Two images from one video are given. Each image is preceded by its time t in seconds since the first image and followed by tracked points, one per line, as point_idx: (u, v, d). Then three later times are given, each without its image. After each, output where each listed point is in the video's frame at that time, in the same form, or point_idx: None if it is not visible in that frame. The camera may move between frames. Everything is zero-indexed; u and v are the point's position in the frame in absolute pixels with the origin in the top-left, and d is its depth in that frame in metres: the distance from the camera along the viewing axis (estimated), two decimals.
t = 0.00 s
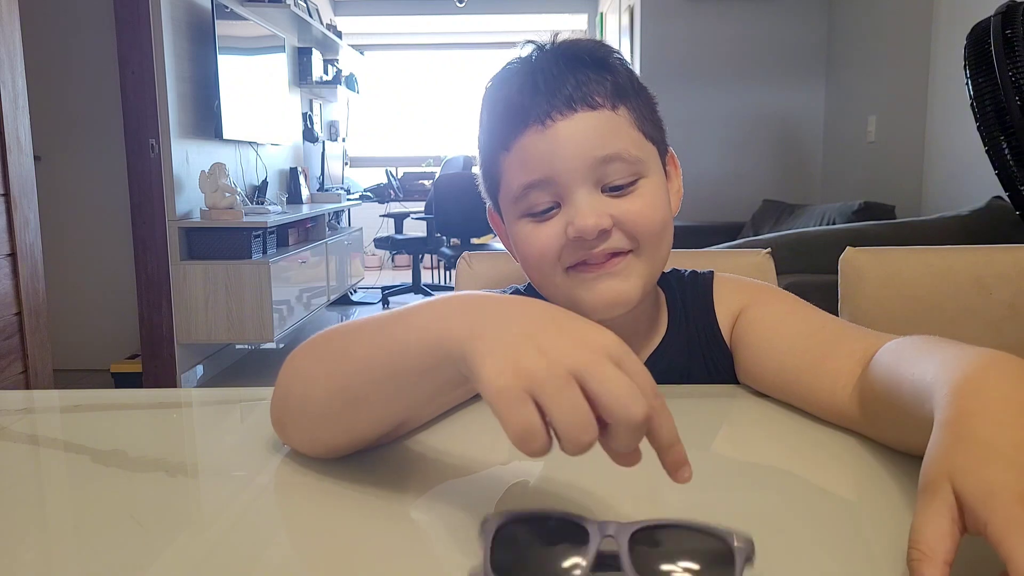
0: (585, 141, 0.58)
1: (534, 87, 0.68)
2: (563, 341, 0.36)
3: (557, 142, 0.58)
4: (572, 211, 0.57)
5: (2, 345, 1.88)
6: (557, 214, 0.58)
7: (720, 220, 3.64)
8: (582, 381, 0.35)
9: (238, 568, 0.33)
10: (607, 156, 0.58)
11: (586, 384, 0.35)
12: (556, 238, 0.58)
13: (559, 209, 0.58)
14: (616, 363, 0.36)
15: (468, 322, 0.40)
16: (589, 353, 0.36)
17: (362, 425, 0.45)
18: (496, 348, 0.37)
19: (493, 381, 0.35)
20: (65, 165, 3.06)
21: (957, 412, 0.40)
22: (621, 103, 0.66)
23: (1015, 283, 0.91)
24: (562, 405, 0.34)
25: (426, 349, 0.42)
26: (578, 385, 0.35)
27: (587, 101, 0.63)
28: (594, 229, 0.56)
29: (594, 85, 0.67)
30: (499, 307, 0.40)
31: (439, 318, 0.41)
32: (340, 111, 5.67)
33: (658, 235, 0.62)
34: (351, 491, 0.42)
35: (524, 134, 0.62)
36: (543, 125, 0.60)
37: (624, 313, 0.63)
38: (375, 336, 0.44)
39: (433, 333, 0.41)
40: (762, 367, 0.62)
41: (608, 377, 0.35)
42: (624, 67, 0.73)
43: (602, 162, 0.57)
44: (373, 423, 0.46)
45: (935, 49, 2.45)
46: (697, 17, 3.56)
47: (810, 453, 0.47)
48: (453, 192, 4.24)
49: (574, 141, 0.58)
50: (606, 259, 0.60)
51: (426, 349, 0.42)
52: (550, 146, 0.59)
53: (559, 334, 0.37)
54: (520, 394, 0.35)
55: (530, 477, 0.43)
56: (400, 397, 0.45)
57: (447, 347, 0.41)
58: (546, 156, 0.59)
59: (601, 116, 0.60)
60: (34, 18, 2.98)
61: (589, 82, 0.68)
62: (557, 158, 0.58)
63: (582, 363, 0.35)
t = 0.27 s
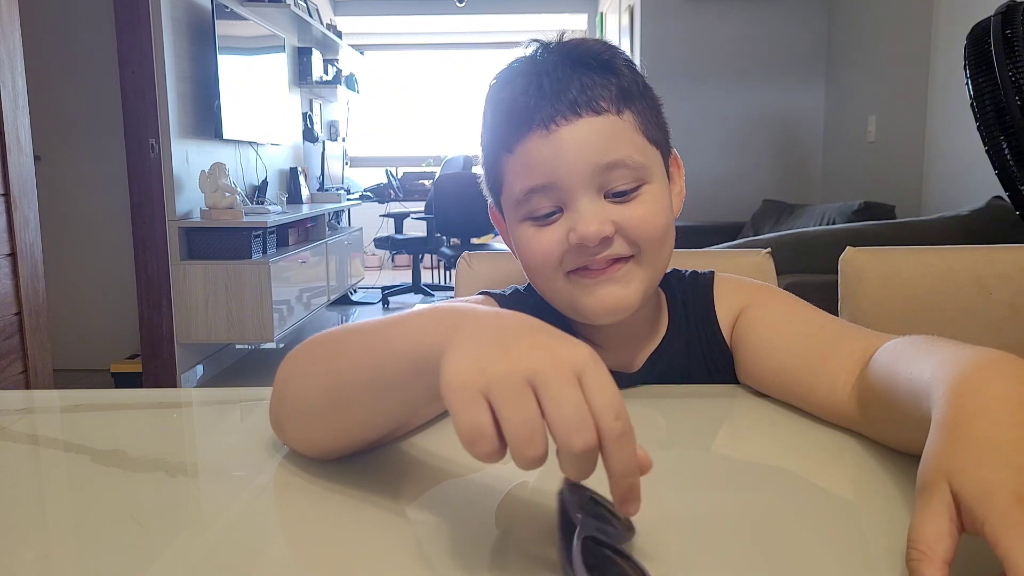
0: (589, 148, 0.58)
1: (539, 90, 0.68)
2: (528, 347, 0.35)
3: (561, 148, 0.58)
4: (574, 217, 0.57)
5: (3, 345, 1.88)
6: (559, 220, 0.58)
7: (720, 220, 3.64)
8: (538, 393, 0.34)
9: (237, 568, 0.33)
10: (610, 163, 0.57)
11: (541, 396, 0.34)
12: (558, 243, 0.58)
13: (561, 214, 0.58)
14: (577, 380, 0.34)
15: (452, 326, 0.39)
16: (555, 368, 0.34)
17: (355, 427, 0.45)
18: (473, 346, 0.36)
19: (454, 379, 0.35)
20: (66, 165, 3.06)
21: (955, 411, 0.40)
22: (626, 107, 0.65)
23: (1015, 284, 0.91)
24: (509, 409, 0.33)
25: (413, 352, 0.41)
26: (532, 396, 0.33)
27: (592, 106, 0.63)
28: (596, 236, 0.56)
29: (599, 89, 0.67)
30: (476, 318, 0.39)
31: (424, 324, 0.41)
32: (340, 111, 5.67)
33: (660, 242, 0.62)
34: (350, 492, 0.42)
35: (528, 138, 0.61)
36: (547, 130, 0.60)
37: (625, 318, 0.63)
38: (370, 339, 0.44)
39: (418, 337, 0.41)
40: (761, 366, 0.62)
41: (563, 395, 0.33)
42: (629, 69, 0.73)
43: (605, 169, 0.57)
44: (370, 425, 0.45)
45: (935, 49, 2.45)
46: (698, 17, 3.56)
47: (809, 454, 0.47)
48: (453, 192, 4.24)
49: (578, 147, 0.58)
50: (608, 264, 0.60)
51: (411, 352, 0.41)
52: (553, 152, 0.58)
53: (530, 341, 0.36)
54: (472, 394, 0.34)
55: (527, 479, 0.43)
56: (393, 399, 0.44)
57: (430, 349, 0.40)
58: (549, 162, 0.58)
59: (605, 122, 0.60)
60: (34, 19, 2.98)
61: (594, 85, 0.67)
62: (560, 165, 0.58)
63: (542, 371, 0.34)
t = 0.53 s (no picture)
0: (591, 149, 0.57)
1: (541, 90, 0.68)
2: (529, 362, 0.35)
3: (562, 150, 0.58)
4: (575, 219, 0.57)
5: (2, 345, 1.88)
6: (560, 221, 0.58)
7: (720, 220, 3.64)
8: (534, 414, 0.34)
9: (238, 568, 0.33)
10: (612, 165, 0.57)
11: (536, 418, 0.34)
12: (558, 245, 0.58)
13: (562, 216, 0.58)
14: (574, 406, 0.34)
15: (454, 336, 0.40)
16: (555, 391, 0.34)
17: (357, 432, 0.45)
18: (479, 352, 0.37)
19: (454, 386, 0.36)
20: (65, 165, 3.06)
21: (957, 411, 0.40)
22: (627, 109, 0.65)
23: (1015, 284, 0.91)
24: (502, 427, 0.34)
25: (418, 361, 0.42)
26: (526, 416, 0.34)
27: (594, 107, 0.63)
28: (597, 238, 0.56)
29: (601, 90, 0.67)
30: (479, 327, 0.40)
31: (428, 334, 0.42)
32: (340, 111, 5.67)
33: (660, 243, 0.62)
34: (350, 492, 0.42)
35: (529, 139, 0.61)
36: (549, 131, 0.60)
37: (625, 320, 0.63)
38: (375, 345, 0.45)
39: (423, 346, 0.41)
40: (762, 367, 0.62)
41: (554, 419, 0.34)
42: (631, 70, 0.73)
43: (607, 171, 0.57)
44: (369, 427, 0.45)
45: (936, 49, 2.45)
46: (698, 17, 3.56)
47: (810, 454, 0.47)
48: (453, 192, 4.24)
49: (580, 149, 0.57)
50: (609, 266, 0.60)
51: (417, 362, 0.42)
52: (555, 153, 0.58)
53: (530, 354, 0.35)
54: (472, 405, 0.35)
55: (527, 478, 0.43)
56: (394, 404, 0.44)
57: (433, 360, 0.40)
58: (551, 163, 0.58)
59: (606, 124, 0.60)
60: (34, 19, 2.98)
61: (596, 86, 0.67)
62: (562, 166, 0.57)
63: (539, 392, 0.34)
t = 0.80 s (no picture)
0: (592, 149, 0.57)
1: (541, 90, 0.67)
2: (499, 357, 0.34)
3: (563, 150, 0.58)
4: (575, 218, 0.57)
5: (2, 346, 1.88)
6: (560, 221, 0.58)
7: (720, 220, 3.64)
8: (492, 406, 0.34)
9: (238, 568, 0.33)
10: (612, 165, 0.57)
11: (494, 410, 0.34)
12: (558, 245, 0.58)
13: (563, 216, 0.58)
14: (533, 405, 0.33)
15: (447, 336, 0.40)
16: (515, 387, 0.33)
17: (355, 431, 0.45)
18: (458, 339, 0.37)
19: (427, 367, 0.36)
20: (65, 165, 3.06)
21: (957, 411, 0.40)
22: (628, 108, 0.65)
23: (1015, 283, 0.91)
24: (463, 416, 0.34)
25: (410, 360, 0.41)
26: (485, 407, 0.34)
27: (594, 106, 0.63)
28: (597, 238, 0.56)
29: (601, 90, 0.67)
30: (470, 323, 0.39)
31: (421, 333, 0.42)
32: (340, 111, 5.67)
33: (661, 244, 0.62)
34: (352, 490, 0.42)
35: (529, 138, 0.61)
36: (549, 130, 0.60)
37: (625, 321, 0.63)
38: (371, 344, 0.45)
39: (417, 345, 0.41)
40: (761, 367, 0.62)
41: (512, 414, 0.33)
42: (631, 70, 0.73)
43: (607, 170, 0.57)
44: (369, 429, 0.45)
45: (935, 49, 2.45)
46: (698, 17, 3.56)
47: (809, 453, 0.47)
48: (453, 192, 4.24)
49: (580, 148, 0.57)
50: (609, 266, 0.60)
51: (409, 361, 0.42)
52: (556, 153, 0.58)
53: (508, 351, 0.35)
54: (436, 391, 0.35)
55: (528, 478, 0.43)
56: (391, 406, 0.44)
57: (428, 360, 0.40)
58: (551, 163, 0.58)
59: (607, 123, 0.60)
60: (35, 18, 2.98)
61: (596, 86, 0.67)
62: (562, 166, 0.57)
63: (500, 387, 0.33)
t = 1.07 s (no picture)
0: (591, 143, 0.57)
1: (541, 86, 0.67)
2: (519, 386, 0.36)
3: (563, 143, 0.58)
4: (574, 213, 0.57)
5: (2, 345, 1.88)
6: (559, 216, 0.58)
7: (720, 220, 3.64)
8: (525, 439, 0.35)
9: (238, 567, 0.33)
10: (612, 159, 0.57)
11: (529, 444, 0.35)
12: (557, 240, 0.58)
13: (562, 210, 0.58)
14: (567, 432, 0.35)
15: (456, 337, 0.40)
16: (544, 416, 0.35)
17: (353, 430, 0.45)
18: (467, 371, 0.37)
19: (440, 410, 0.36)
20: (65, 165, 3.06)
21: (956, 410, 0.40)
22: (627, 104, 0.65)
23: (1014, 283, 0.91)
24: (496, 454, 0.35)
25: (411, 362, 0.42)
26: (519, 442, 0.35)
27: (594, 101, 0.63)
28: (596, 233, 0.56)
29: (601, 85, 0.66)
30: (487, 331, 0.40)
31: (426, 331, 0.42)
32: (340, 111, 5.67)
33: (660, 239, 0.62)
34: (352, 490, 0.42)
35: (528, 133, 0.61)
36: (548, 125, 0.60)
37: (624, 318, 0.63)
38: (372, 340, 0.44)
39: (423, 344, 0.41)
40: (760, 368, 0.62)
41: (551, 443, 0.35)
42: (631, 67, 0.73)
43: (606, 165, 0.57)
44: (369, 428, 0.45)
45: (935, 48, 2.45)
46: (698, 17, 3.56)
47: (809, 453, 0.47)
48: (453, 191, 4.24)
49: (580, 142, 0.57)
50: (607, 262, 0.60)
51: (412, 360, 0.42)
52: (555, 147, 0.58)
53: (521, 377, 0.37)
54: (461, 432, 0.36)
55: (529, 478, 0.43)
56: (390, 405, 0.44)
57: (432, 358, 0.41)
58: (551, 157, 0.58)
59: (606, 118, 0.60)
60: (34, 18, 2.98)
61: (596, 81, 0.67)
62: (561, 160, 0.57)
63: (529, 421, 0.35)
